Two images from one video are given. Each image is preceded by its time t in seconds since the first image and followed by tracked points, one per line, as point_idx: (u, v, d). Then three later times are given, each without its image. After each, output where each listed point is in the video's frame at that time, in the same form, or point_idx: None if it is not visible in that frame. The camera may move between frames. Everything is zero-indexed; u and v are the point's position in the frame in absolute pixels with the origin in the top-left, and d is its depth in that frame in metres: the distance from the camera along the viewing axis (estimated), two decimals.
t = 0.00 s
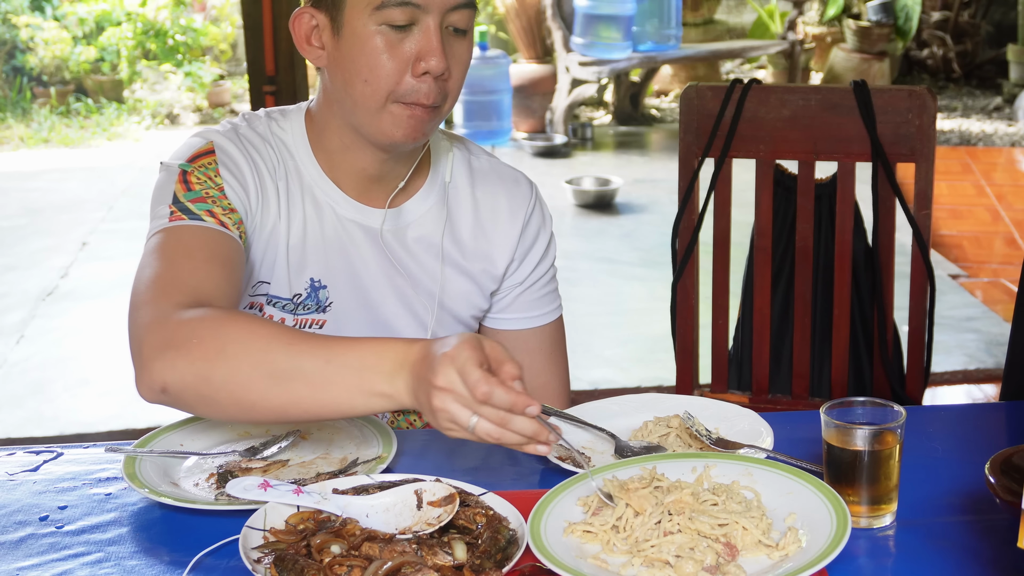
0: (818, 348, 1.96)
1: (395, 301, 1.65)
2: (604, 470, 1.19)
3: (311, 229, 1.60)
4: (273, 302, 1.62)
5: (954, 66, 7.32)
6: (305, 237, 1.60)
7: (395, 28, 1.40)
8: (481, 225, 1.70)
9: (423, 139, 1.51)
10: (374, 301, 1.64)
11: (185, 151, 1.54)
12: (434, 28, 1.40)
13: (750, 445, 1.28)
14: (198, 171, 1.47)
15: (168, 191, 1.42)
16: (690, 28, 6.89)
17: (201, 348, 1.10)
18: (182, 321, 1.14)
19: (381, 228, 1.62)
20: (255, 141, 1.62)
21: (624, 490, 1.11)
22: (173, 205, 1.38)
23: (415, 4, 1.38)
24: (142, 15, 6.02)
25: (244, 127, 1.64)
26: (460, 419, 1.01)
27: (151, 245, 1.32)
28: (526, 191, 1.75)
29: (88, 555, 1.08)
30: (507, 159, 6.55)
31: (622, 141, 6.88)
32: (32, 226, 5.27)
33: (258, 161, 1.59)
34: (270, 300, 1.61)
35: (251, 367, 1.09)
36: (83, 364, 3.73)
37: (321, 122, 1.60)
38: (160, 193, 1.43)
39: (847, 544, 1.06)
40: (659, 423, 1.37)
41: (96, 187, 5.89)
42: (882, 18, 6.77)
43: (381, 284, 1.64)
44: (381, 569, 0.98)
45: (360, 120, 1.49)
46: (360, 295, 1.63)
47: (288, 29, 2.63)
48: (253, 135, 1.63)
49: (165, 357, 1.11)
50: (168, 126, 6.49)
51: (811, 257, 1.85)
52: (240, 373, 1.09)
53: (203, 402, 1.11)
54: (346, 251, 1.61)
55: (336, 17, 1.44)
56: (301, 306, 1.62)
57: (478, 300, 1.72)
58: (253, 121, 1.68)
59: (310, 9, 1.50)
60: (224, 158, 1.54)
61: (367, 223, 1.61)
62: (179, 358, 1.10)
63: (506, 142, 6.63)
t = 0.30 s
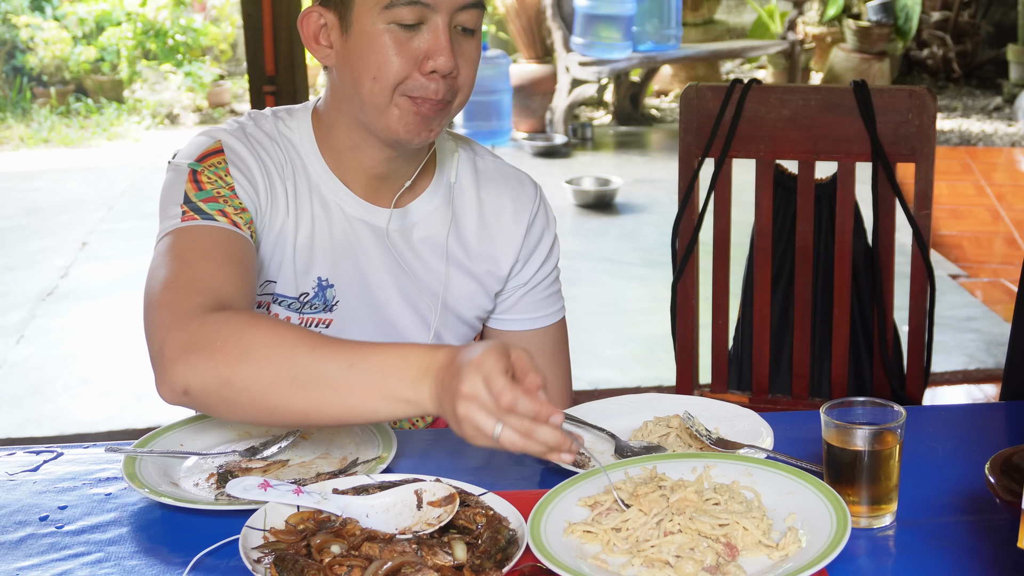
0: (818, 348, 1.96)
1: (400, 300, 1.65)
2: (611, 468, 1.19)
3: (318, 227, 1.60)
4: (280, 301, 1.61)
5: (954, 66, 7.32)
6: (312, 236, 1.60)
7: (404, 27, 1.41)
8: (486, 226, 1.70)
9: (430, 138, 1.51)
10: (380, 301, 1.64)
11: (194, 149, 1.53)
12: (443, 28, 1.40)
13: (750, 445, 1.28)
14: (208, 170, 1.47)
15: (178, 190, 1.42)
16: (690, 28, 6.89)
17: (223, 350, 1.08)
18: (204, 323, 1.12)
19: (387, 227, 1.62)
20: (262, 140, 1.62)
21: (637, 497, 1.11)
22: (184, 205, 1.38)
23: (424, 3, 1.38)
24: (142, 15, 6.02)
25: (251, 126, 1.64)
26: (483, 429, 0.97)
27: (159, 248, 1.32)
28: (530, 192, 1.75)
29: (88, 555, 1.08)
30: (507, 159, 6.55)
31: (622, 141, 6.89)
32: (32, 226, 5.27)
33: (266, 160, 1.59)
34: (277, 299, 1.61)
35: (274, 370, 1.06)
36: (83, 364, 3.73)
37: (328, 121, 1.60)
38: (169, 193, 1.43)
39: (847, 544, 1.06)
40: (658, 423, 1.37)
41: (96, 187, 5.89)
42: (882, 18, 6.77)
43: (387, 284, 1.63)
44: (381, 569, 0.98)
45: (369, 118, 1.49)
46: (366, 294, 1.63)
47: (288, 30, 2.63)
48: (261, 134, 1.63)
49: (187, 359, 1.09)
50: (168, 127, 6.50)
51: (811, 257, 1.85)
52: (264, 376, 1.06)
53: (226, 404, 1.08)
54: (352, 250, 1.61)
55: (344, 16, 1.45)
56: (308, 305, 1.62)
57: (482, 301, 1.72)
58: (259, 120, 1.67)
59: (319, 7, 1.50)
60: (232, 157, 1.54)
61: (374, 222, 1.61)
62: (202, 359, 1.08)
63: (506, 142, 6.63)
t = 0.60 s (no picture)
0: (818, 348, 1.96)
1: (400, 299, 1.65)
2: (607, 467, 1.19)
3: (317, 226, 1.60)
4: (280, 301, 1.61)
5: (954, 66, 7.32)
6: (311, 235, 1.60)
7: (404, 26, 1.41)
8: (486, 225, 1.70)
9: (430, 138, 1.51)
10: (379, 301, 1.64)
11: (192, 152, 1.54)
12: (443, 27, 1.41)
13: (750, 445, 1.28)
14: (205, 174, 1.48)
15: (175, 196, 1.43)
16: (690, 28, 6.89)
17: (200, 368, 1.09)
18: (184, 336, 1.12)
19: (386, 226, 1.62)
20: (262, 141, 1.62)
21: (631, 487, 1.11)
22: (181, 211, 1.38)
23: (424, 2, 1.38)
24: (142, 15, 6.01)
25: (250, 126, 1.64)
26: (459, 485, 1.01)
27: (159, 253, 1.32)
28: (530, 192, 1.75)
29: (88, 555, 1.08)
30: (507, 159, 6.56)
31: (622, 141, 6.89)
32: (32, 226, 5.27)
33: (265, 160, 1.59)
34: (276, 299, 1.61)
35: (249, 391, 1.07)
36: (83, 364, 3.74)
37: (328, 121, 1.60)
38: (167, 197, 1.44)
39: (847, 544, 1.06)
40: (659, 423, 1.36)
41: (96, 187, 5.90)
42: (882, 18, 6.77)
43: (387, 283, 1.63)
44: (381, 569, 0.98)
45: (368, 118, 1.49)
46: (366, 294, 1.63)
47: (289, 30, 2.63)
48: (260, 135, 1.63)
49: (169, 375, 1.10)
50: (168, 126, 6.50)
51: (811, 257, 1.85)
52: (239, 397, 1.07)
53: (209, 417, 1.10)
54: (352, 250, 1.61)
55: (345, 15, 1.45)
56: (308, 305, 1.62)
57: (482, 301, 1.72)
58: (259, 121, 1.68)
59: (320, 7, 1.50)
60: (231, 159, 1.54)
61: (373, 222, 1.61)
62: (181, 378, 1.09)
63: (506, 142, 6.63)
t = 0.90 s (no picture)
0: (818, 348, 1.96)
1: (395, 299, 1.65)
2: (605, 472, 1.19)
3: (311, 225, 1.60)
4: (276, 301, 1.62)
5: (954, 66, 7.32)
6: (305, 234, 1.60)
7: (398, 27, 1.41)
8: (483, 225, 1.70)
9: (424, 139, 1.51)
10: (374, 301, 1.65)
11: (186, 149, 1.54)
12: (437, 27, 1.41)
13: (751, 445, 1.28)
14: (197, 169, 1.48)
15: (166, 190, 1.43)
16: (689, 28, 6.89)
17: (171, 346, 1.11)
18: (158, 319, 1.15)
19: (382, 226, 1.62)
20: (257, 140, 1.62)
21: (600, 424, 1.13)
22: (170, 204, 1.39)
23: (419, 3, 1.39)
24: (142, 15, 6.00)
25: (246, 125, 1.64)
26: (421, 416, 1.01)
27: (150, 244, 1.33)
28: (527, 191, 1.74)
29: (88, 555, 1.08)
30: (507, 159, 6.56)
31: (622, 141, 6.89)
32: (32, 226, 5.27)
33: (259, 159, 1.59)
34: (272, 300, 1.62)
35: (218, 364, 1.09)
36: (83, 364, 3.73)
37: (323, 121, 1.60)
38: (160, 192, 1.44)
39: (848, 544, 1.05)
40: (659, 423, 1.36)
41: (96, 187, 5.89)
42: (882, 18, 6.77)
43: (381, 283, 1.64)
44: (380, 569, 0.98)
45: (362, 119, 1.49)
46: (361, 294, 1.64)
47: (289, 30, 2.63)
48: (256, 134, 1.63)
49: (142, 357, 1.13)
50: (168, 126, 6.50)
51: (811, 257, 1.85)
52: (208, 370, 1.10)
53: (184, 397, 1.13)
54: (347, 250, 1.61)
55: (340, 15, 1.45)
56: (303, 305, 1.63)
57: (479, 300, 1.72)
58: (255, 120, 1.68)
59: (315, 6, 1.50)
60: (225, 157, 1.54)
61: (368, 221, 1.61)
62: (153, 358, 1.12)
63: (506, 142, 6.63)
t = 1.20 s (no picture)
0: (818, 348, 1.96)
1: (392, 299, 1.65)
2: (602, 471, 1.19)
3: (309, 224, 1.60)
4: (273, 300, 1.63)
5: (954, 66, 7.32)
6: (303, 234, 1.60)
7: (398, 29, 1.41)
8: (482, 226, 1.70)
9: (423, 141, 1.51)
10: (372, 301, 1.65)
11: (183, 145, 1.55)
12: (437, 31, 1.40)
13: (751, 445, 1.28)
14: (194, 164, 1.49)
15: (161, 183, 1.44)
16: (689, 28, 6.89)
17: (156, 332, 1.12)
18: (142, 305, 1.15)
19: (380, 226, 1.62)
20: (255, 138, 1.62)
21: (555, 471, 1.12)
22: (163, 197, 1.40)
23: (418, 6, 1.38)
24: (142, 15, 6.01)
25: (245, 124, 1.64)
26: (402, 400, 1.02)
27: (141, 232, 1.33)
28: (528, 192, 1.74)
29: (88, 555, 1.08)
30: (507, 159, 6.56)
31: (622, 141, 6.89)
32: (32, 226, 5.27)
33: (258, 158, 1.59)
34: (270, 299, 1.63)
35: (202, 349, 1.10)
36: (83, 365, 3.73)
37: (322, 120, 1.60)
38: (155, 183, 1.45)
39: (848, 544, 1.05)
40: (659, 423, 1.36)
41: (96, 187, 5.89)
42: (882, 18, 6.77)
43: (379, 283, 1.64)
44: (381, 569, 0.98)
45: (361, 120, 1.49)
46: (358, 294, 1.64)
47: (288, 31, 2.63)
48: (255, 132, 1.63)
49: (122, 342, 1.13)
50: (168, 126, 6.50)
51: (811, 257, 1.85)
52: (191, 356, 1.10)
53: (162, 385, 1.13)
54: (344, 249, 1.62)
55: (340, 16, 1.45)
56: (300, 305, 1.63)
57: (477, 301, 1.72)
58: (254, 118, 1.68)
59: (316, 6, 1.50)
60: (223, 155, 1.55)
61: (366, 222, 1.61)
62: (135, 343, 1.12)
63: (506, 142, 6.63)
